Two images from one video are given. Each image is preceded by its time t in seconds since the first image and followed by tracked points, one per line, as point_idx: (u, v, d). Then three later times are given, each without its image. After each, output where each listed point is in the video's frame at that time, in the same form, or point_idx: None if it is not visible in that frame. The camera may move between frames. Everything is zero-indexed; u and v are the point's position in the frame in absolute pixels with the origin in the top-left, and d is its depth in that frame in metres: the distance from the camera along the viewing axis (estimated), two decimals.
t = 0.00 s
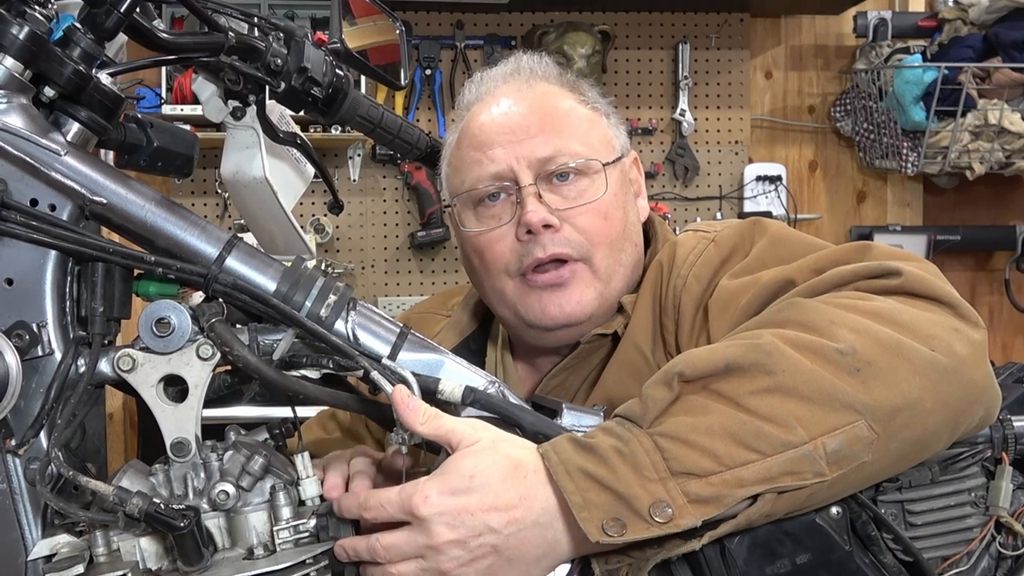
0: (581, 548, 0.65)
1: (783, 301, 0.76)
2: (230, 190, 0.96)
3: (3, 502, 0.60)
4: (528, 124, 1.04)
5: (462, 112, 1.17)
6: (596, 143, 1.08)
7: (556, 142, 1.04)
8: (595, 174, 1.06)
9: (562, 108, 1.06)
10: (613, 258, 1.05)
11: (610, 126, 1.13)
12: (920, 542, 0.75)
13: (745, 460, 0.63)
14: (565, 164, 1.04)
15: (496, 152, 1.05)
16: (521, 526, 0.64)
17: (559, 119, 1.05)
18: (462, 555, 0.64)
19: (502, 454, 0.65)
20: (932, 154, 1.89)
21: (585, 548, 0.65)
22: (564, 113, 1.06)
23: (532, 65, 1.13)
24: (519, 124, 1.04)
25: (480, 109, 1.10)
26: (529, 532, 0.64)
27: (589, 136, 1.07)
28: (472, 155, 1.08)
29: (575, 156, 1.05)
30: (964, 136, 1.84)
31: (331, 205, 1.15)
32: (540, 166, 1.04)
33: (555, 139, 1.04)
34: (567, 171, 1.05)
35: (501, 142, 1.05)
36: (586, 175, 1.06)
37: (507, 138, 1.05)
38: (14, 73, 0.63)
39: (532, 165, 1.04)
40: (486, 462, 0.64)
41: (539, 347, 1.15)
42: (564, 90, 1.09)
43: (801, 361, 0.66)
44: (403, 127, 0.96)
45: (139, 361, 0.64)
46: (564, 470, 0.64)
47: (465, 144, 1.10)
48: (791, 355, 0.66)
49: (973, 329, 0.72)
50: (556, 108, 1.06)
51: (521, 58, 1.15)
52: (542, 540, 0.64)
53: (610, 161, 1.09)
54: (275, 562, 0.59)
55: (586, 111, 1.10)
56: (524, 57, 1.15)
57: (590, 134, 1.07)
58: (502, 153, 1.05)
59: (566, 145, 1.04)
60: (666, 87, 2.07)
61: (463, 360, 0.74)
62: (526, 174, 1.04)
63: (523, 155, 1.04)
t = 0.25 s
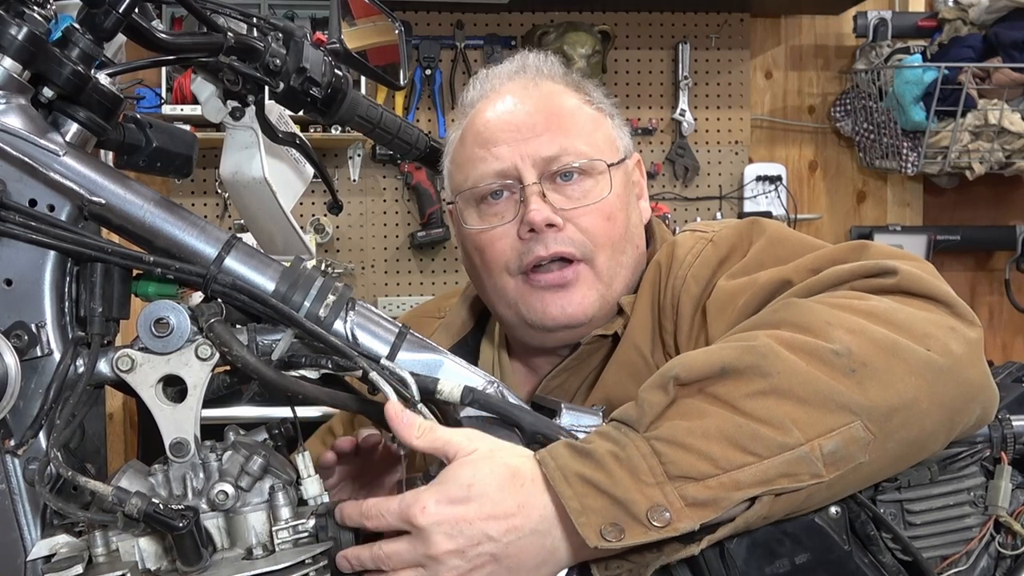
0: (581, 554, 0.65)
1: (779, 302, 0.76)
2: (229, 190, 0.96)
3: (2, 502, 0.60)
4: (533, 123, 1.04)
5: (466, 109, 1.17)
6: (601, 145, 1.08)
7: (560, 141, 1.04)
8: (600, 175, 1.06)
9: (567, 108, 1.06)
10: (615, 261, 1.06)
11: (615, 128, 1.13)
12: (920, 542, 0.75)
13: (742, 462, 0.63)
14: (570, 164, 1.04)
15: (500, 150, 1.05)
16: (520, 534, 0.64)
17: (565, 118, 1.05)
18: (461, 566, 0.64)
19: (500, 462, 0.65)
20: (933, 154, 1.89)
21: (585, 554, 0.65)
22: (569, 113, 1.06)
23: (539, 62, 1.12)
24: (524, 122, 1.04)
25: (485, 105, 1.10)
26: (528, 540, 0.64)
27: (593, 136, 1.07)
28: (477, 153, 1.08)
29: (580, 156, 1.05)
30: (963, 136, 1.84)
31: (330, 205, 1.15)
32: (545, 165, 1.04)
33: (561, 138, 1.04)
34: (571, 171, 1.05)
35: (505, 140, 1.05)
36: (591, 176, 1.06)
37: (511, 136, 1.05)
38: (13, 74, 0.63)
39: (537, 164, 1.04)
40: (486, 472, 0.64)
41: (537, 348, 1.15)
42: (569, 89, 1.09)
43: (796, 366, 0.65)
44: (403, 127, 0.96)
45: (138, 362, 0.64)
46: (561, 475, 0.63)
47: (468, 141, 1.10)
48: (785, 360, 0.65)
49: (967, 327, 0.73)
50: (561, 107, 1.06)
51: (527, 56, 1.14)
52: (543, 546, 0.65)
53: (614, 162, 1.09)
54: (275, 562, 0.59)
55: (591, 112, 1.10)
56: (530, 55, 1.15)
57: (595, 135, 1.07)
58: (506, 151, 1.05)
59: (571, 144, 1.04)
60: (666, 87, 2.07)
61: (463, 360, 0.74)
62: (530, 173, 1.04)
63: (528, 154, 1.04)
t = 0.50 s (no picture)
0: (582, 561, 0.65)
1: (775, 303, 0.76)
2: (229, 190, 0.96)
3: (3, 502, 0.60)
4: (527, 124, 1.04)
5: (459, 113, 1.17)
6: (595, 146, 1.08)
7: (555, 142, 1.04)
8: (593, 176, 1.07)
9: (560, 110, 1.07)
10: (612, 261, 1.06)
11: (609, 131, 1.13)
12: (920, 542, 0.75)
13: (740, 465, 0.63)
14: (565, 165, 1.05)
15: (494, 151, 1.05)
16: (521, 542, 0.64)
17: (559, 121, 1.06)
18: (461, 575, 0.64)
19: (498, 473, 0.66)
20: (933, 154, 1.89)
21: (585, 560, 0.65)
22: (562, 115, 1.06)
23: (532, 66, 1.13)
24: (518, 125, 1.05)
25: (478, 109, 1.10)
26: (529, 548, 0.64)
27: (586, 138, 1.08)
28: (467, 151, 1.09)
29: (574, 158, 1.05)
30: (963, 136, 1.84)
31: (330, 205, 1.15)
32: (540, 167, 1.04)
33: (555, 140, 1.04)
34: (566, 172, 1.05)
35: (499, 142, 1.05)
36: (585, 177, 1.06)
37: (505, 138, 1.05)
38: (14, 74, 0.63)
39: (531, 166, 1.04)
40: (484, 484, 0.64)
41: (532, 349, 1.14)
42: (562, 92, 1.09)
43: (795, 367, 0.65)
44: (403, 127, 0.96)
45: (139, 362, 0.64)
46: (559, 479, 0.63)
47: (462, 143, 1.10)
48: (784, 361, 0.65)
49: (965, 326, 0.73)
50: (554, 110, 1.06)
51: (521, 59, 1.14)
52: (543, 547, 0.64)
53: (608, 163, 1.09)
54: (275, 562, 0.59)
55: (585, 115, 1.10)
56: (524, 58, 1.15)
57: (588, 137, 1.08)
58: (500, 152, 1.05)
59: (565, 144, 1.05)
60: (666, 87, 2.07)
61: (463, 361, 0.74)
62: (525, 174, 1.04)
63: (522, 156, 1.04)
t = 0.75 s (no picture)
0: (581, 560, 0.65)
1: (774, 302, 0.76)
2: (229, 190, 0.96)
3: (2, 502, 0.60)
4: (534, 115, 1.05)
5: (461, 107, 1.17)
6: (600, 137, 1.09)
7: (562, 131, 1.04)
8: (600, 165, 1.07)
9: (566, 102, 1.07)
10: (621, 243, 1.06)
11: (614, 126, 1.14)
12: (920, 542, 0.75)
13: (738, 464, 0.63)
14: (571, 155, 1.04)
15: (500, 139, 1.05)
16: (521, 543, 0.64)
17: (565, 111, 1.06)
18: None
19: (496, 475, 0.66)
20: (933, 154, 1.89)
21: (585, 561, 0.65)
22: (567, 106, 1.07)
23: (538, 60, 1.13)
24: (525, 115, 1.05)
25: (484, 100, 1.10)
26: (529, 549, 0.64)
27: (592, 128, 1.08)
28: (472, 141, 1.08)
29: (581, 147, 1.05)
30: (963, 136, 1.84)
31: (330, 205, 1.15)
32: (547, 155, 1.04)
33: (563, 128, 1.04)
34: (572, 162, 1.05)
35: (506, 130, 1.05)
36: (592, 166, 1.06)
37: (512, 126, 1.05)
38: (13, 74, 0.63)
39: (538, 154, 1.04)
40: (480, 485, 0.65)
41: (533, 339, 1.13)
42: (566, 86, 1.10)
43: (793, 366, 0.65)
44: (403, 127, 0.95)
45: (139, 362, 0.64)
46: (557, 480, 0.64)
47: (468, 134, 1.10)
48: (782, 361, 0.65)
49: (964, 325, 0.72)
50: (560, 101, 1.07)
51: (526, 53, 1.15)
52: (542, 547, 0.64)
53: (614, 154, 1.09)
54: (274, 561, 0.59)
55: (589, 109, 1.11)
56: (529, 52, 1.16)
57: (594, 128, 1.08)
58: (506, 139, 1.04)
59: (572, 134, 1.05)
60: (666, 87, 2.07)
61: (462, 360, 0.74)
62: (532, 162, 1.04)
63: (530, 144, 1.04)
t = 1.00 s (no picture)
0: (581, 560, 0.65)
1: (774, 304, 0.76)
2: (229, 190, 0.96)
3: (2, 502, 0.60)
4: (530, 123, 1.04)
5: (457, 112, 1.17)
6: (597, 143, 1.08)
7: (559, 139, 1.04)
8: (597, 174, 1.06)
9: (562, 108, 1.07)
10: (615, 261, 1.06)
11: (610, 128, 1.14)
12: (920, 542, 0.75)
13: (738, 464, 0.63)
14: (568, 163, 1.03)
15: (496, 148, 1.04)
16: (521, 543, 0.64)
17: (561, 117, 1.06)
18: None
19: (496, 475, 0.66)
20: (933, 154, 1.89)
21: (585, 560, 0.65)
22: (564, 113, 1.06)
23: (532, 64, 1.13)
24: (520, 122, 1.04)
25: (478, 107, 1.10)
26: (529, 549, 0.64)
27: (589, 135, 1.07)
28: (470, 151, 1.07)
29: (577, 156, 1.04)
30: (963, 136, 1.84)
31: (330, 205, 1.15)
32: (544, 165, 1.03)
33: (559, 136, 1.04)
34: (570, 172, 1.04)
35: (503, 140, 1.04)
36: (589, 175, 1.06)
37: (509, 135, 1.04)
38: (13, 73, 0.63)
39: (536, 164, 1.03)
40: (479, 481, 0.65)
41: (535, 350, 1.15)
42: (562, 90, 1.09)
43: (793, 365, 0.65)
44: (403, 127, 0.95)
45: (139, 362, 0.64)
46: (557, 480, 0.64)
47: (463, 142, 1.09)
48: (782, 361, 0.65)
49: (965, 325, 0.72)
50: (555, 107, 1.06)
51: (521, 57, 1.15)
52: (542, 546, 0.65)
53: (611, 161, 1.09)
54: (275, 561, 0.59)
55: (586, 113, 1.10)
56: (524, 55, 1.15)
57: (590, 133, 1.08)
58: (503, 149, 1.04)
59: (570, 141, 1.04)
60: (666, 87, 2.07)
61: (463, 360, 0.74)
62: (529, 171, 1.03)
63: (527, 154, 1.03)
